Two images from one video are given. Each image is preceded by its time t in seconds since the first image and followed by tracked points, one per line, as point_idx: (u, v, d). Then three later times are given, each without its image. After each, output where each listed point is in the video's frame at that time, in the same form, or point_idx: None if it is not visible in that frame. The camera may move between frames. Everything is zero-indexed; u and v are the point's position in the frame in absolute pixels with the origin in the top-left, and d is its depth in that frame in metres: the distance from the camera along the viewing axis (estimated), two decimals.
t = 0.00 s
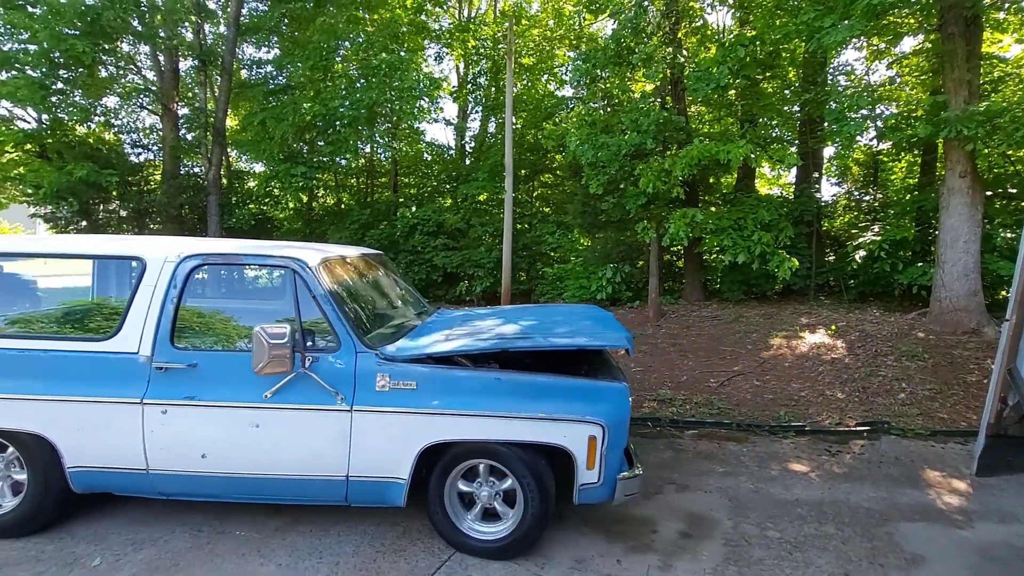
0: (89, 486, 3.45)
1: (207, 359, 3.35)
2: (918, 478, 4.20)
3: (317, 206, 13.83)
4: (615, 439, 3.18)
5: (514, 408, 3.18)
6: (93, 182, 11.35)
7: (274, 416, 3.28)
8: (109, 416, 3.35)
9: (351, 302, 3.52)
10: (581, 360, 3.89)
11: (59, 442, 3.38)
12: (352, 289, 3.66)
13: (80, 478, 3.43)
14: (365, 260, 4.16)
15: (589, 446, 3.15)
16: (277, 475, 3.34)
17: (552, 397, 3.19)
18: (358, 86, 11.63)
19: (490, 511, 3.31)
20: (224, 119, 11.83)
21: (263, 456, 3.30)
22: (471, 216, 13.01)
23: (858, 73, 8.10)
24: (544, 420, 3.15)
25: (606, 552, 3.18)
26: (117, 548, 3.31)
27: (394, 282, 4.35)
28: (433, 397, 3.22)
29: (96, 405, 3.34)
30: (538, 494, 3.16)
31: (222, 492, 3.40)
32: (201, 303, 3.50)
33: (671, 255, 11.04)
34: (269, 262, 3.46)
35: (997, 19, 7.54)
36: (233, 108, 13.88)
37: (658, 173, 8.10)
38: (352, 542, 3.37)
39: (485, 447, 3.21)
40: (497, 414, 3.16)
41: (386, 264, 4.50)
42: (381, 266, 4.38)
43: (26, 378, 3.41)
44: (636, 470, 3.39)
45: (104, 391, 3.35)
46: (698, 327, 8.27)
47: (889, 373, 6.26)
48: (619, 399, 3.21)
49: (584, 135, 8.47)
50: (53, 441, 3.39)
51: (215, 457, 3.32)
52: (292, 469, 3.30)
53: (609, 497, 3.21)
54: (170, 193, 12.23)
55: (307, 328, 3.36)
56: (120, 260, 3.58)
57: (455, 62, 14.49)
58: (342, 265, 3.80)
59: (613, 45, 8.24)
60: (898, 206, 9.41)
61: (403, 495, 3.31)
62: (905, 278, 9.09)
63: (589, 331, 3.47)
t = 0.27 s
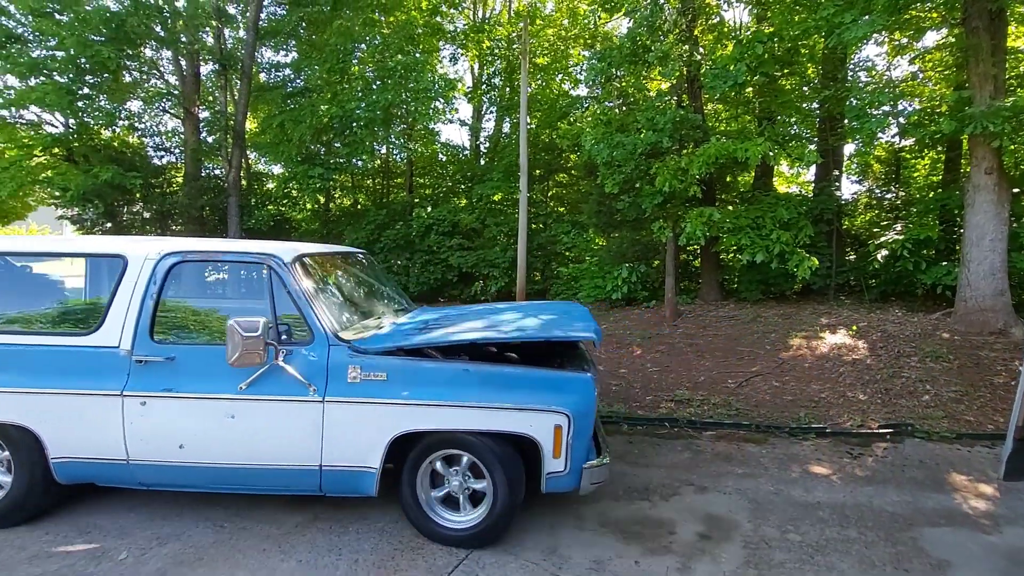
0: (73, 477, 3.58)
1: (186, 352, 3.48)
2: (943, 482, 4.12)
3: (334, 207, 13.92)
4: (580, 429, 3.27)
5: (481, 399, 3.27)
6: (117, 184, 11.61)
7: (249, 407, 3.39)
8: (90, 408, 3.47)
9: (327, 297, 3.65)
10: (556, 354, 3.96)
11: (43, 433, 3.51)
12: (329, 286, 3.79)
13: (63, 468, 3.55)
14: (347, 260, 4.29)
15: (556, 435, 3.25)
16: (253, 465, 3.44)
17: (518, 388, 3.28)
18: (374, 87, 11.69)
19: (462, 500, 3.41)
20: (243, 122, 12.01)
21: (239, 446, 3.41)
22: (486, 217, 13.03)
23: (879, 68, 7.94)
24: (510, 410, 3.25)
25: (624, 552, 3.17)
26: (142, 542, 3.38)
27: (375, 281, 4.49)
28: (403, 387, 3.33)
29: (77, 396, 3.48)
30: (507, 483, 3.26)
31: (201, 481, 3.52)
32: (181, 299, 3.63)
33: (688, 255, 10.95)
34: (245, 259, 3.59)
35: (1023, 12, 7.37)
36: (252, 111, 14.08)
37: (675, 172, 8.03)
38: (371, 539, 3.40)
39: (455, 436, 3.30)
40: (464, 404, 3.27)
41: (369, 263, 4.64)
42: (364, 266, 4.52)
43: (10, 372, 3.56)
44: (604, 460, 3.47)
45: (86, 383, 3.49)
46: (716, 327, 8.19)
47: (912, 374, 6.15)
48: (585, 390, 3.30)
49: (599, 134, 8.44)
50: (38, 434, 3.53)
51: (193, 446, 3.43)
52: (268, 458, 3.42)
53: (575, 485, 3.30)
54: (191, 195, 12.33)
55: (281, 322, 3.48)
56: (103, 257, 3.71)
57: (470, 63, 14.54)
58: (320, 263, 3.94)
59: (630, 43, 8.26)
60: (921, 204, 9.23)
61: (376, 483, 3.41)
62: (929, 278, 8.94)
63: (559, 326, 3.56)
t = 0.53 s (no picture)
0: (66, 468, 3.70)
1: (173, 349, 3.60)
2: (976, 487, 4.02)
3: (355, 207, 14.05)
4: (553, 424, 3.33)
5: (456, 395, 3.35)
6: (147, 187, 11.93)
7: (232, 402, 3.50)
8: (81, 401, 3.61)
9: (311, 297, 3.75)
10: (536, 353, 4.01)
11: (37, 426, 3.65)
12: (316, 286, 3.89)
13: (57, 460, 3.68)
14: (337, 260, 4.40)
15: (529, 430, 3.30)
16: (237, 458, 3.54)
17: (491, 385, 3.35)
18: (393, 89, 12.04)
19: (440, 493, 3.49)
20: (267, 125, 12.22)
21: (223, 439, 3.52)
22: (504, 217, 13.05)
23: (907, 62, 7.77)
24: (484, 406, 3.31)
25: (648, 553, 3.15)
26: (174, 535, 3.46)
27: (366, 280, 4.59)
28: (380, 384, 3.41)
29: (69, 390, 3.61)
30: (483, 476, 3.34)
31: (187, 474, 3.63)
32: (170, 298, 3.76)
33: (709, 254, 10.84)
34: (232, 259, 3.70)
35: None
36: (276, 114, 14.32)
37: (696, 169, 7.96)
38: (393, 535, 3.43)
39: (430, 432, 3.38)
40: (437, 400, 3.34)
41: (360, 264, 4.76)
42: (356, 266, 4.64)
43: (3, 369, 3.70)
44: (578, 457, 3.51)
45: (77, 378, 3.62)
46: (738, 326, 8.10)
47: (943, 376, 6.00)
48: (559, 387, 3.35)
49: (619, 132, 8.38)
50: (33, 427, 3.66)
51: (178, 440, 3.55)
52: (250, 452, 3.51)
53: (548, 480, 3.35)
54: (217, 197, 12.53)
55: (264, 320, 3.59)
56: (93, 258, 3.86)
57: (488, 63, 14.58)
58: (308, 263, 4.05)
59: (650, 41, 8.19)
60: (952, 201, 9.01)
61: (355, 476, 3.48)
62: (961, 277, 8.70)
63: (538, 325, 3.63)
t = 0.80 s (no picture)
0: (79, 455, 3.93)
1: (178, 342, 3.80)
2: None
3: (383, 208, 14.19)
4: (537, 417, 3.42)
5: (442, 387, 3.48)
6: (187, 190, 12.33)
7: (232, 393, 3.68)
8: (90, 391, 3.82)
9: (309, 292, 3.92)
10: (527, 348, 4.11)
11: (52, 415, 3.88)
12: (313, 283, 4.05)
13: (70, 447, 3.91)
14: (337, 256, 4.56)
15: (513, 422, 3.41)
16: (237, 446, 3.72)
17: (476, 378, 3.47)
18: (421, 91, 12.04)
19: (430, 483, 3.63)
20: (299, 128, 12.47)
21: (224, 428, 3.70)
22: (531, 216, 13.03)
23: (947, 53, 7.50)
24: (469, 398, 3.43)
25: (681, 554, 3.13)
26: (216, 525, 3.58)
27: (366, 276, 4.75)
28: (371, 376, 3.56)
29: (79, 381, 3.82)
30: (470, 466, 3.47)
31: (191, 461, 3.82)
32: (174, 295, 3.96)
33: (740, 252, 10.65)
34: (232, 256, 3.88)
35: None
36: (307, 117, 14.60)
37: (727, 166, 7.83)
38: (426, 530, 3.47)
39: (420, 423, 3.52)
40: (425, 392, 3.48)
41: (361, 260, 4.91)
42: (356, 262, 4.80)
43: (21, 360, 3.95)
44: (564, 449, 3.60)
45: (86, 370, 3.84)
46: (771, 326, 7.94)
47: (988, 379, 5.79)
48: (543, 380, 3.45)
49: (647, 129, 8.27)
50: (48, 416, 3.90)
51: (181, 428, 3.74)
52: (249, 440, 3.69)
53: (532, 471, 3.45)
54: (252, 199, 12.84)
55: (263, 314, 3.77)
56: (103, 256, 4.09)
57: (514, 63, 14.60)
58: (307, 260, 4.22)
59: (678, 36, 8.08)
60: (996, 197, 8.67)
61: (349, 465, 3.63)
62: (1007, 275, 8.36)
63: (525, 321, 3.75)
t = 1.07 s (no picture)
0: (107, 440, 4.12)
1: (195, 335, 3.96)
2: None
3: (420, 207, 14.34)
4: (534, 410, 3.48)
5: (441, 380, 3.55)
6: (236, 193, 12.76)
7: (246, 384, 3.81)
8: (115, 381, 4.00)
9: (318, 289, 4.05)
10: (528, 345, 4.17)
11: (81, 402, 4.07)
12: (322, 280, 4.17)
13: (99, 433, 4.11)
14: (347, 254, 4.69)
15: (510, 414, 3.46)
16: (251, 434, 3.86)
17: (474, 372, 3.54)
18: (455, 91, 12.17)
19: (433, 472, 3.74)
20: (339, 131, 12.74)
21: (237, 417, 3.84)
22: (565, 214, 12.98)
23: (1004, 39, 7.15)
24: (468, 390, 3.50)
25: (726, 558, 3.07)
26: (267, 515, 3.69)
27: (375, 274, 4.87)
28: (374, 369, 3.65)
29: (105, 371, 4.01)
30: (469, 457, 3.55)
31: (208, 448, 3.98)
32: (193, 290, 4.12)
33: (782, 249, 10.37)
34: (246, 254, 4.03)
35: None
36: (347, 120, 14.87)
37: (769, 160, 7.60)
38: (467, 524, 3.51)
39: (421, 414, 3.62)
40: (424, 384, 3.56)
41: (371, 258, 5.04)
42: (366, 260, 4.92)
43: (55, 352, 4.13)
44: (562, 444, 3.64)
45: (112, 360, 4.02)
46: (816, 326, 7.70)
47: None
48: (539, 375, 3.51)
49: (685, 124, 8.14)
50: (78, 403, 4.09)
51: (198, 417, 3.90)
52: (261, 429, 3.82)
53: (529, 463, 3.50)
54: (296, 200, 13.14)
55: (274, 309, 3.90)
56: (128, 255, 4.26)
57: (548, 61, 14.57)
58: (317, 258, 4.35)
59: (717, 29, 7.94)
60: None
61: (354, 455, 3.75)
62: None
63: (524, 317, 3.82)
